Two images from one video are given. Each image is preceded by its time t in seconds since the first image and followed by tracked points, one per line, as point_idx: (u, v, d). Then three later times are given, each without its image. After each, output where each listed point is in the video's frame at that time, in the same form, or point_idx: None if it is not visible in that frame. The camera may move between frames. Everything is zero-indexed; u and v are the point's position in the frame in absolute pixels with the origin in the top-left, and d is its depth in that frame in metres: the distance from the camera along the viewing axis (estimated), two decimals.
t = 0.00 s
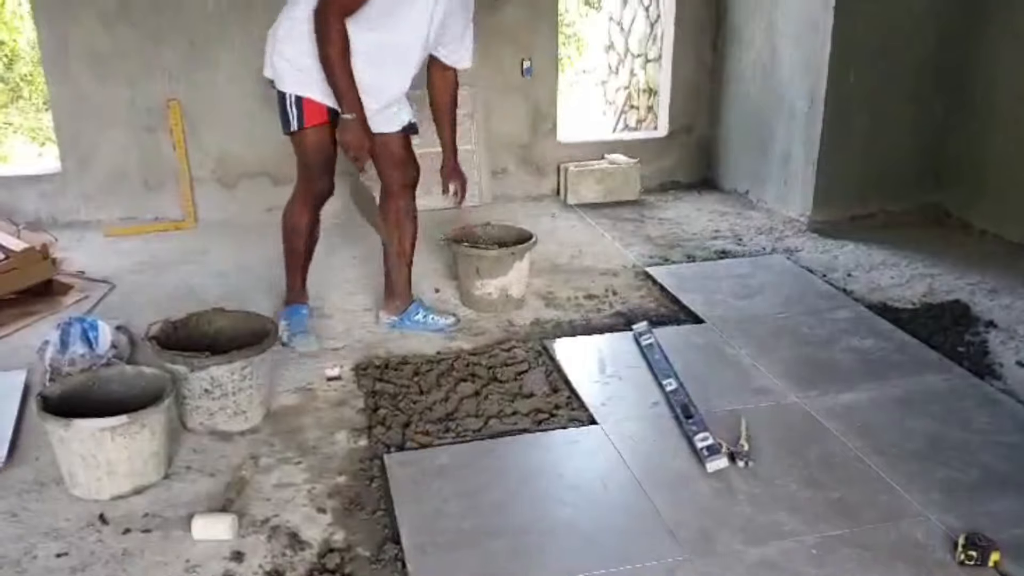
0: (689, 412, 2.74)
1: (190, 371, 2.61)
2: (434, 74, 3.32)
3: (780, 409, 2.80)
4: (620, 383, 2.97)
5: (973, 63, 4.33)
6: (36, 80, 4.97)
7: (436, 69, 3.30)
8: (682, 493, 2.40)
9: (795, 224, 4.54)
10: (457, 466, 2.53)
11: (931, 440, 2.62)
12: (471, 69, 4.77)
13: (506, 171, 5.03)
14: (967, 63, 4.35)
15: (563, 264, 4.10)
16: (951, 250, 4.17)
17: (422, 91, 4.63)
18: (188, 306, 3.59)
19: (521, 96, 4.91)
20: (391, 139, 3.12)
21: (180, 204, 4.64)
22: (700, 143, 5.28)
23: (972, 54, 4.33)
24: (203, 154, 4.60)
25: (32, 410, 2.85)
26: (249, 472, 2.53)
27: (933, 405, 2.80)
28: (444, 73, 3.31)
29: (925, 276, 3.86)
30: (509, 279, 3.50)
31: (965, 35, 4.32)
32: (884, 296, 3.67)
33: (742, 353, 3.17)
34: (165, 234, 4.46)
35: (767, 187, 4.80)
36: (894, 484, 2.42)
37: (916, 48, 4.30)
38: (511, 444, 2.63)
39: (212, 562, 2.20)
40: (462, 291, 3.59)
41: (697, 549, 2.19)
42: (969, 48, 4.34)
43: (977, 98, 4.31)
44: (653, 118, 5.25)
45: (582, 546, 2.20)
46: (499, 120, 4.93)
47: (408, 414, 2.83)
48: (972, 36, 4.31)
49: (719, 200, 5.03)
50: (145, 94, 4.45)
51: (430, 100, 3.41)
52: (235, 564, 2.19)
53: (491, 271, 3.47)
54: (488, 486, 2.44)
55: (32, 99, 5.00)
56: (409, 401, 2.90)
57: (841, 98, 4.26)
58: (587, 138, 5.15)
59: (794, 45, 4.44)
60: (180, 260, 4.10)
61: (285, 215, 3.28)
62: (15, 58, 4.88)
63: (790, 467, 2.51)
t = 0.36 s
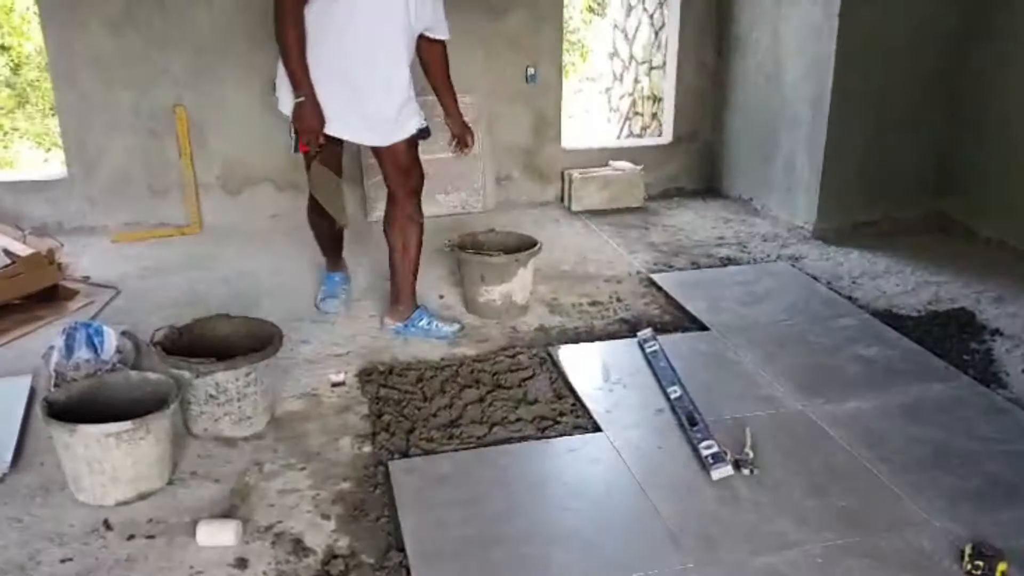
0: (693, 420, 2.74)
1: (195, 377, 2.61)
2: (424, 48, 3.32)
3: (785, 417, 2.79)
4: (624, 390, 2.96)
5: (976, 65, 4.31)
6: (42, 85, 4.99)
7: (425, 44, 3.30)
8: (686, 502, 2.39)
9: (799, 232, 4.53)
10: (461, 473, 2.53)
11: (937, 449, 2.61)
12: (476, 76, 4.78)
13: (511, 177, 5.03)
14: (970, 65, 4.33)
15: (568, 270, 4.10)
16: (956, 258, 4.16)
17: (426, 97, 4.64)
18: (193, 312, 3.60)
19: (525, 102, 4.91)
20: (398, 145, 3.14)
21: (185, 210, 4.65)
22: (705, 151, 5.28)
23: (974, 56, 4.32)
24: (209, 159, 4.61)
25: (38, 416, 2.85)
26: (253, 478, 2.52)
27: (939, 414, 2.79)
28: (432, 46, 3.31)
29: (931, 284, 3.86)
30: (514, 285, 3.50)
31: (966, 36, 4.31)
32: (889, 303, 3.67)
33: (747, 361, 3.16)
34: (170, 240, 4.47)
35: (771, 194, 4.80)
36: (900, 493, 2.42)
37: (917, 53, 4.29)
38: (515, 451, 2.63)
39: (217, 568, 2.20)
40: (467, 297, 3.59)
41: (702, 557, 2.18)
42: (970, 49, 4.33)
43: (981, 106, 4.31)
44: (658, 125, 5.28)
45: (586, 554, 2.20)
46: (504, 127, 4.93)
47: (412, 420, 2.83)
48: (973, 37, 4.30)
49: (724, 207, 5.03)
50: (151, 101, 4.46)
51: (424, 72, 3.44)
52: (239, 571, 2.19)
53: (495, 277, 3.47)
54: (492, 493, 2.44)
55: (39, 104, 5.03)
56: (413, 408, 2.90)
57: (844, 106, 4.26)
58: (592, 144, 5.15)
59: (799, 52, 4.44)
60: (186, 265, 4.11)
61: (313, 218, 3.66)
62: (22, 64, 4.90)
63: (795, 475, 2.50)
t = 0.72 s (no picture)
0: (702, 435, 2.73)
1: (204, 387, 2.62)
2: (406, 43, 3.23)
3: (794, 434, 2.78)
4: (633, 404, 2.96)
5: (984, 77, 4.31)
6: (56, 95, 5.04)
7: (406, 38, 3.21)
8: (696, 518, 2.38)
9: (808, 247, 4.53)
10: (469, 486, 2.53)
11: (947, 467, 2.60)
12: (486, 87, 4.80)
13: (520, 190, 5.04)
14: (980, 79, 4.33)
15: (576, 282, 4.10)
16: (967, 274, 4.15)
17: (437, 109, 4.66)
18: (202, 321, 3.61)
19: (535, 115, 4.92)
20: (387, 152, 3.26)
21: (195, 218, 4.66)
22: (714, 165, 5.28)
23: (982, 66, 4.31)
24: (220, 168, 4.63)
25: (48, 424, 2.85)
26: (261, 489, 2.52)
27: (949, 431, 2.78)
28: (411, 41, 3.21)
29: (941, 300, 3.85)
30: (522, 297, 3.50)
31: (974, 47, 4.31)
32: (898, 320, 3.65)
33: (756, 376, 3.15)
34: (180, 248, 4.49)
35: (780, 209, 4.80)
36: (911, 511, 2.40)
37: (925, 64, 4.28)
38: (523, 464, 2.63)
39: None
40: (475, 308, 3.59)
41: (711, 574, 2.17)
42: (978, 60, 4.32)
43: (991, 123, 4.31)
44: (666, 138, 5.29)
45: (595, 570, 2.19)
46: (513, 138, 4.94)
47: (420, 432, 2.83)
48: (981, 47, 4.30)
49: (733, 220, 5.02)
50: (163, 109, 4.48)
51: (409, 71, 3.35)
52: None
53: (504, 289, 3.47)
54: (500, 506, 2.43)
55: (52, 113, 5.07)
56: (420, 420, 2.90)
57: (855, 122, 4.26)
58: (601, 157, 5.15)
59: (810, 67, 4.44)
60: (195, 274, 4.13)
61: (318, 225, 3.66)
62: (37, 74, 4.94)
63: (805, 493, 2.49)
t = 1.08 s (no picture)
0: (708, 452, 2.72)
1: (210, 398, 2.62)
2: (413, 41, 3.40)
3: (801, 454, 2.76)
4: (638, 421, 2.94)
5: (995, 98, 4.31)
6: (68, 102, 5.08)
7: (412, 35, 3.38)
8: (701, 537, 2.36)
9: (816, 265, 4.52)
10: (473, 501, 2.52)
11: (955, 489, 2.58)
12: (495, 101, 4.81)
13: (528, 205, 5.05)
14: (992, 101, 4.33)
15: (583, 298, 4.10)
16: (977, 296, 4.13)
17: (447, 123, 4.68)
18: (209, 331, 3.61)
19: (544, 130, 4.93)
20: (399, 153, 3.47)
21: (204, 228, 4.68)
22: (722, 182, 5.28)
23: (993, 87, 4.31)
24: (229, 180, 4.64)
25: (52, 432, 2.85)
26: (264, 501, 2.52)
27: (957, 453, 2.76)
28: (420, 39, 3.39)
29: (949, 321, 3.83)
30: (529, 311, 3.49)
31: (987, 68, 4.31)
32: (906, 340, 3.64)
33: (763, 395, 3.14)
34: (189, 258, 4.50)
35: (789, 227, 4.79)
36: (917, 533, 2.38)
37: (936, 84, 4.28)
38: (527, 480, 2.62)
39: None
40: (481, 322, 3.59)
41: None
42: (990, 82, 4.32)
43: (1003, 144, 4.30)
44: (675, 155, 5.29)
45: None
46: (522, 153, 4.95)
47: (424, 446, 2.82)
48: (994, 67, 4.29)
49: (741, 238, 5.02)
50: (173, 120, 4.51)
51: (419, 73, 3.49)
52: None
53: (510, 304, 3.47)
54: (504, 522, 2.42)
55: (63, 121, 5.13)
56: (425, 433, 2.89)
57: (865, 142, 4.26)
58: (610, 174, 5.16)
59: (820, 86, 4.44)
60: (202, 284, 4.13)
61: (326, 232, 3.65)
62: (49, 82, 5.00)
63: (811, 513, 2.47)
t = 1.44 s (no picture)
0: (710, 468, 2.72)
1: (212, 409, 2.62)
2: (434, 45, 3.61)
3: (804, 469, 2.76)
4: (641, 435, 2.94)
5: (998, 115, 4.31)
6: (74, 112, 5.11)
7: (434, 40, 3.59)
8: (702, 552, 2.36)
9: (819, 280, 4.52)
10: (474, 514, 2.51)
11: (958, 506, 2.57)
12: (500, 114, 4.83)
13: (531, 218, 5.05)
14: (996, 118, 4.33)
15: (586, 311, 4.10)
16: (980, 312, 4.13)
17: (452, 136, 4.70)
18: (212, 342, 3.61)
19: (548, 143, 4.94)
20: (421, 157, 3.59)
21: (208, 239, 4.69)
22: (726, 196, 5.29)
23: (997, 104, 4.32)
24: (234, 190, 4.66)
25: (55, 443, 2.85)
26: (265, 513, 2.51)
27: (960, 470, 2.75)
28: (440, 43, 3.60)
29: (952, 337, 3.83)
30: (532, 324, 3.49)
31: (991, 84, 4.32)
32: (909, 355, 3.64)
33: (765, 409, 3.13)
34: (193, 269, 4.51)
35: (792, 242, 4.79)
36: (919, 550, 2.38)
37: (940, 101, 4.29)
38: (529, 493, 2.61)
39: None
40: (484, 335, 3.59)
41: None
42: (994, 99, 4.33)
43: (1006, 161, 4.30)
44: (678, 169, 5.33)
45: None
46: (527, 166, 4.96)
47: (426, 458, 2.82)
48: (997, 84, 4.31)
49: (744, 253, 5.02)
50: (179, 131, 4.53)
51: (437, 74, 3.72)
52: None
53: (513, 316, 3.47)
54: (505, 536, 2.41)
55: (68, 131, 5.15)
56: (427, 446, 2.89)
57: (869, 157, 4.26)
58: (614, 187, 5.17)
59: (824, 101, 4.45)
60: (206, 295, 4.14)
61: (336, 239, 3.66)
62: (55, 92, 5.02)
63: (813, 529, 2.46)
